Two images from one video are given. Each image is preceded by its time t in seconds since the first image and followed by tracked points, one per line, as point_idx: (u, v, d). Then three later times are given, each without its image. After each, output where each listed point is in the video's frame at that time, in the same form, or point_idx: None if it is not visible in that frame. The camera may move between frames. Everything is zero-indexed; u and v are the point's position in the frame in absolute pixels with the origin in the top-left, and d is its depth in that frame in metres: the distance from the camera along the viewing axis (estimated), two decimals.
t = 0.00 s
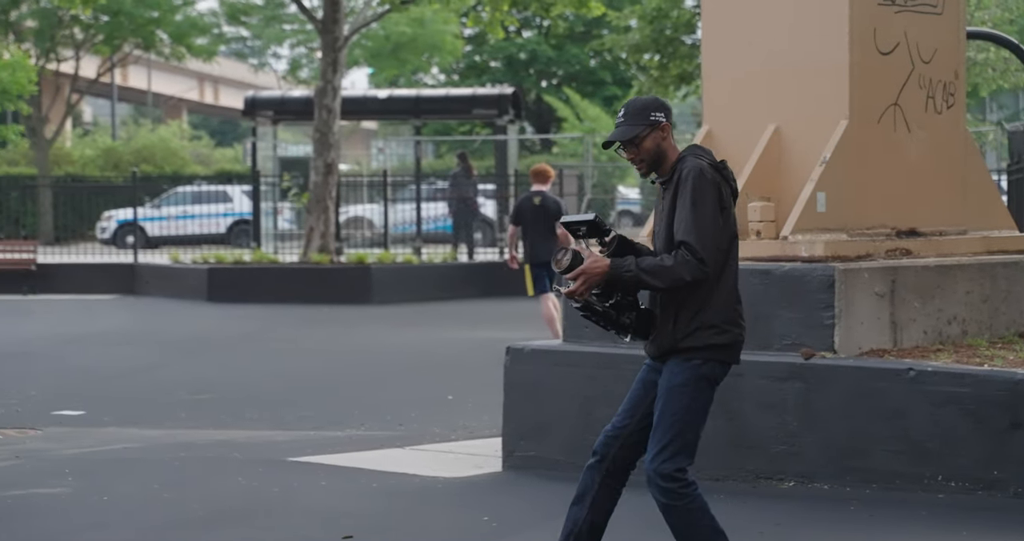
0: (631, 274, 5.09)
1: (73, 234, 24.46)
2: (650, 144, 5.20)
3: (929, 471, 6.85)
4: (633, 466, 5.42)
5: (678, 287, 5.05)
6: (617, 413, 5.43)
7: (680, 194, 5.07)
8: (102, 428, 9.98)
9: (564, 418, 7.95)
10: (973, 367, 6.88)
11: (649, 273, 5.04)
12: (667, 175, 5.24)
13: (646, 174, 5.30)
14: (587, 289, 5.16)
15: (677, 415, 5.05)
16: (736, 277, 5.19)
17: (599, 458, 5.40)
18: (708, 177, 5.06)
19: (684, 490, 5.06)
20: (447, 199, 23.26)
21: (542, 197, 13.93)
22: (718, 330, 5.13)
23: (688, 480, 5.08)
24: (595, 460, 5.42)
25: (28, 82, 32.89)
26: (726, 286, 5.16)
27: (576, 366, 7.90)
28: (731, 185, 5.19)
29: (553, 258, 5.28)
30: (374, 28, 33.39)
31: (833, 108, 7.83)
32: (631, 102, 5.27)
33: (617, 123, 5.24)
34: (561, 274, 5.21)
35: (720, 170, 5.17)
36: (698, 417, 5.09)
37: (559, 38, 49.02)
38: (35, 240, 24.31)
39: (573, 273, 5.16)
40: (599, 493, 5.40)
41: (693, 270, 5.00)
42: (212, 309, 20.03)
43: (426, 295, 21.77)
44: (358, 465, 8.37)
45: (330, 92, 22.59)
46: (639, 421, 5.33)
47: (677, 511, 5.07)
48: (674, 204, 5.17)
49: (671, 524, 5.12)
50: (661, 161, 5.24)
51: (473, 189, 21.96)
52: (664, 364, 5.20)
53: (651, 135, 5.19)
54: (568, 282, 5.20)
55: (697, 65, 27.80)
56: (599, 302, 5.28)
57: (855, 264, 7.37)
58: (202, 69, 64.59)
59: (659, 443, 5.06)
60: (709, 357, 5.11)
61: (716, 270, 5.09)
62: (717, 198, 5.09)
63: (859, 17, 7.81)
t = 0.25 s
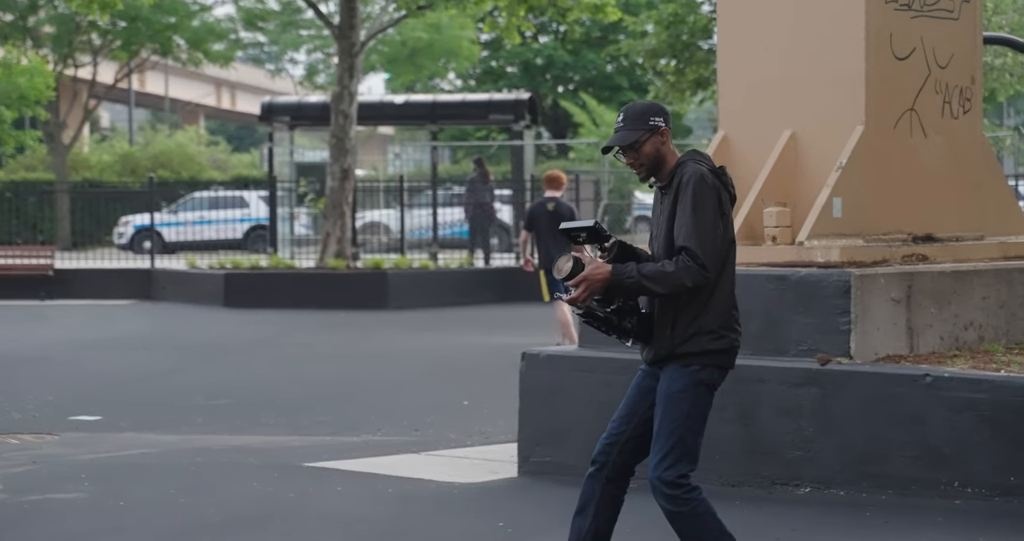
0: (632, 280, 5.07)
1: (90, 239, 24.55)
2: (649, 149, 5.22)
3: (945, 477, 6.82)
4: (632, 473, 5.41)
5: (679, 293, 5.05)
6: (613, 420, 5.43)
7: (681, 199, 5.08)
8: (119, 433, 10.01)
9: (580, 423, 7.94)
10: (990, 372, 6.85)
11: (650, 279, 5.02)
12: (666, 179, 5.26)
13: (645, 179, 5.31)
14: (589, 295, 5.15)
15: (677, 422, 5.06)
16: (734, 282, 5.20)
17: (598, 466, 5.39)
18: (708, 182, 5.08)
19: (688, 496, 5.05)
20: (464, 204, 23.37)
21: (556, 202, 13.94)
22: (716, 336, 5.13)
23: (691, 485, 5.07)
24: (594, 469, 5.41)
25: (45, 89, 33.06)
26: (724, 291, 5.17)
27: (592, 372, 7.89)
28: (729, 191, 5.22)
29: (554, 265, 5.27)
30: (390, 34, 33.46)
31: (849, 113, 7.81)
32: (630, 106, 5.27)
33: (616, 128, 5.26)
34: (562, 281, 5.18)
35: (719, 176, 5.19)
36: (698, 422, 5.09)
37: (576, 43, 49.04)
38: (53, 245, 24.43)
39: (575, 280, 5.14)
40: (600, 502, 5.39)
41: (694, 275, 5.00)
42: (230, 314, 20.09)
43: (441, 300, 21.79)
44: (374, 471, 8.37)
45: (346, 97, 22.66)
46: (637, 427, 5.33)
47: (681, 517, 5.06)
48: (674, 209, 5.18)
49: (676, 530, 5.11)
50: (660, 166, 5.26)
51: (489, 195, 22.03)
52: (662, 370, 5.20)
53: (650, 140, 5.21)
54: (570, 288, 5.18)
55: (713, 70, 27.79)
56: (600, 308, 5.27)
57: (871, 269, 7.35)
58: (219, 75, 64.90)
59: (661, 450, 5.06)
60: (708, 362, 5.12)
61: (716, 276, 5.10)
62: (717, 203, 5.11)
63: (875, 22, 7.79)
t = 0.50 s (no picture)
0: (634, 285, 5.07)
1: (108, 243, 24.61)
2: (649, 152, 5.21)
3: (962, 482, 6.79)
4: (632, 476, 5.41)
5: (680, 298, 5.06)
6: (611, 424, 5.42)
7: (682, 204, 5.08)
8: (136, 436, 10.05)
9: (595, 428, 7.94)
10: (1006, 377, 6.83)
11: (651, 284, 5.03)
12: (665, 183, 5.24)
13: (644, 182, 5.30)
14: (591, 301, 5.15)
15: (677, 425, 5.06)
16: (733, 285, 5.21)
17: (598, 471, 5.40)
18: (709, 188, 5.08)
19: (691, 498, 5.05)
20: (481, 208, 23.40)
21: (569, 207, 13.95)
22: (715, 339, 5.14)
23: (693, 487, 5.07)
24: (594, 474, 5.41)
25: (63, 93, 33.17)
26: (723, 296, 5.17)
27: (607, 376, 7.89)
28: (729, 194, 5.22)
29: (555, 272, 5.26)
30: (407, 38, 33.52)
31: (865, 118, 7.79)
32: (629, 110, 5.26)
33: (615, 132, 5.25)
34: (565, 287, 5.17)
35: (719, 180, 5.19)
36: (698, 425, 5.10)
37: (592, 48, 49.05)
38: (71, 249, 24.51)
39: (577, 287, 5.13)
40: (602, 507, 5.40)
41: (695, 281, 5.00)
42: (247, 318, 20.14)
43: (458, 305, 21.80)
44: (390, 474, 8.38)
45: (363, 101, 22.69)
46: (634, 431, 5.33)
47: (686, 520, 5.06)
48: (673, 212, 5.17)
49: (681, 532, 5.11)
50: (659, 170, 5.25)
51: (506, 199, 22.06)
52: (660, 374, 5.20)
53: (649, 144, 5.20)
54: (572, 294, 5.17)
55: (730, 75, 27.77)
56: (601, 313, 5.27)
57: (887, 274, 7.33)
58: (236, 79, 65.07)
59: (662, 454, 5.05)
60: (708, 366, 5.12)
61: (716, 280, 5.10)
62: (717, 207, 5.11)
63: (892, 26, 7.76)
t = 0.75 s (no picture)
0: (636, 288, 5.05)
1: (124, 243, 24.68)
2: (647, 152, 5.20)
3: (977, 484, 6.77)
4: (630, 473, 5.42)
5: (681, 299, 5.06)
6: (608, 423, 5.42)
7: (681, 204, 5.08)
8: (151, 436, 10.08)
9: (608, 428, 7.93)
10: (1020, 379, 6.80)
11: (653, 287, 5.03)
12: (664, 183, 5.24)
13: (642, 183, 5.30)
14: (593, 305, 5.11)
15: (675, 425, 5.05)
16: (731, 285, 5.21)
17: (596, 470, 5.39)
18: (709, 189, 5.07)
19: (691, 496, 5.04)
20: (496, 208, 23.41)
21: (581, 208, 13.97)
22: (714, 339, 5.14)
23: (693, 483, 5.07)
24: (592, 473, 5.41)
25: (79, 93, 33.30)
26: (722, 297, 5.17)
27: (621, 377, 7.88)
28: (727, 194, 5.22)
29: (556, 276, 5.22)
30: (422, 40, 33.55)
31: (880, 119, 7.76)
32: (626, 110, 5.25)
33: (613, 132, 5.23)
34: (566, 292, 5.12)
35: (717, 180, 5.18)
36: (695, 423, 5.09)
37: (609, 48, 49.01)
38: (87, 248, 24.59)
39: (578, 291, 5.09)
40: (602, 507, 5.39)
41: (695, 282, 5.00)
42: (263, 318, 20.19)
43: (474, 306, 21.79)
44: (404, 475, 8.39)
45: (378, 102, 22.72)
46: (632, 429, 5.33)
47: (687, 516, 5.05)
48: (672, 213, 5.17)
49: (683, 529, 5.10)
50: (658, 170, 5.24)
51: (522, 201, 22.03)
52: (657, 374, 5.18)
53: (648, 143, 5.19)
54: (574, 298, 5.12)
55: (746, 75, 27.72)
56: (602, 315, 5.20)
57: (902, 276, 7.32)
58: (252, 80, 65.24)
59: (662, 452, 5.05)
60: (706, 365, 5.12)
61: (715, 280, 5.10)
62: (718, 208, 5.11)
63: (907, 28, 7.73)
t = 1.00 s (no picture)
0: (635, 290, 5.06)
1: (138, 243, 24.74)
2: (644, 151, 5.23)
3: (989, 485, 6.75)
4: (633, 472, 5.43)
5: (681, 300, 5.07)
6: (608, 424, 5.45)
7: (680, 203, 5.09)
8: (164, 435, 10.11)
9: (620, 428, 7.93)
10: None
11: (652, 288, 5.04)
12: (660, 182, 5.27)
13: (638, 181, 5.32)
14: (592, 307, 5.13)
15: (673, 422, 5.07)
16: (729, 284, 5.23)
17: (598, 470, 5.42)
18: (706, 188, 5.09)
19: (689, 491, 5.06)
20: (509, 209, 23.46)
21: (592, 209, 13.99)
22: (712, 338, 5.16)
23: (690, 480, 5.08)
24: (595, 474, 5.43)
25: (94, 93, 33.42)
26: (720, 295, 5.18)
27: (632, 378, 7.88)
28: (723, 192, 5.25)
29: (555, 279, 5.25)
30: (436, 39, 33.55)
31: (893, 119, 7.74)
32: (622, 109, 5.27)
33: (610, 131, 5.25)
34: (565, 295, 5.15)
35: (714, 178, 5.21)
36: (693, 420, 5.12)
37: (622, 48, 48.98)
38: (101, 248, 24.67)
39: (578, 294, 5.11)
40: (604, 507, 5.41)
41: (695, 282, 5.01)
42: (276, 318, 20.24)
43: (486, 306, 21.79)
44: (415, 474, 8.40)
45: (391, 102, 22.75)
46: (632, 427, 5.36)
47: (685, 512, 5.06)
48: (670, 213, 5.19)
49: (681, 525, 5.11)
50: (654, 169, 5.27)
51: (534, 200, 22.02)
52: (656, 373, 5.20)
53: (644, 142, 5.22)
54: (574, 302, 5.15)
55: (760, 75, 27.68)
56: (602, 317, 5.22)
57: (915, 276, 7.30)
58: (266, 79, 65.39)
59: (659, 450, 5.07)
60: (705, 363, 5.14)
61: (714, 279, 5.12)
62: (714, 206, 5.13)
63: (920, 28, 7.71)
